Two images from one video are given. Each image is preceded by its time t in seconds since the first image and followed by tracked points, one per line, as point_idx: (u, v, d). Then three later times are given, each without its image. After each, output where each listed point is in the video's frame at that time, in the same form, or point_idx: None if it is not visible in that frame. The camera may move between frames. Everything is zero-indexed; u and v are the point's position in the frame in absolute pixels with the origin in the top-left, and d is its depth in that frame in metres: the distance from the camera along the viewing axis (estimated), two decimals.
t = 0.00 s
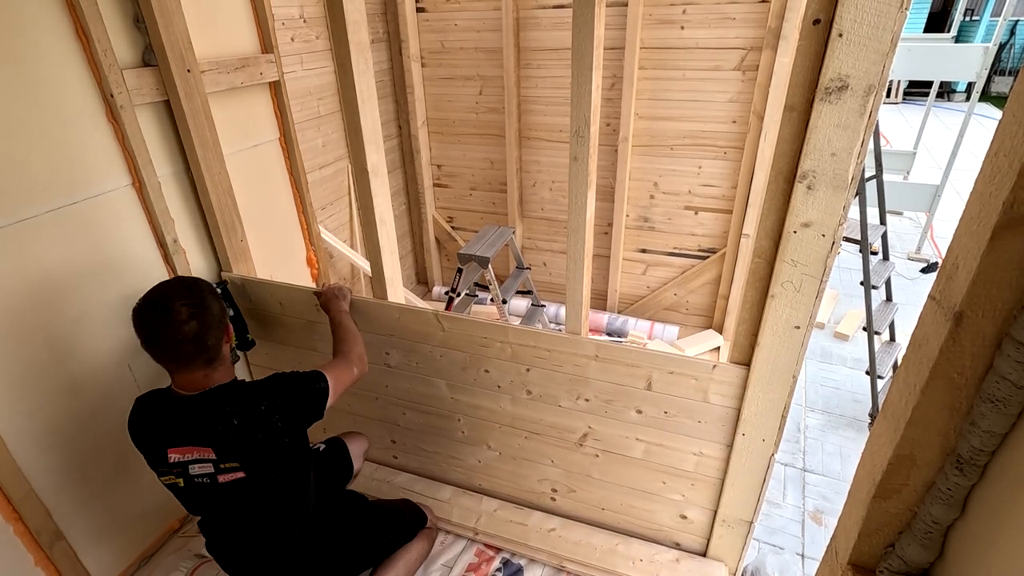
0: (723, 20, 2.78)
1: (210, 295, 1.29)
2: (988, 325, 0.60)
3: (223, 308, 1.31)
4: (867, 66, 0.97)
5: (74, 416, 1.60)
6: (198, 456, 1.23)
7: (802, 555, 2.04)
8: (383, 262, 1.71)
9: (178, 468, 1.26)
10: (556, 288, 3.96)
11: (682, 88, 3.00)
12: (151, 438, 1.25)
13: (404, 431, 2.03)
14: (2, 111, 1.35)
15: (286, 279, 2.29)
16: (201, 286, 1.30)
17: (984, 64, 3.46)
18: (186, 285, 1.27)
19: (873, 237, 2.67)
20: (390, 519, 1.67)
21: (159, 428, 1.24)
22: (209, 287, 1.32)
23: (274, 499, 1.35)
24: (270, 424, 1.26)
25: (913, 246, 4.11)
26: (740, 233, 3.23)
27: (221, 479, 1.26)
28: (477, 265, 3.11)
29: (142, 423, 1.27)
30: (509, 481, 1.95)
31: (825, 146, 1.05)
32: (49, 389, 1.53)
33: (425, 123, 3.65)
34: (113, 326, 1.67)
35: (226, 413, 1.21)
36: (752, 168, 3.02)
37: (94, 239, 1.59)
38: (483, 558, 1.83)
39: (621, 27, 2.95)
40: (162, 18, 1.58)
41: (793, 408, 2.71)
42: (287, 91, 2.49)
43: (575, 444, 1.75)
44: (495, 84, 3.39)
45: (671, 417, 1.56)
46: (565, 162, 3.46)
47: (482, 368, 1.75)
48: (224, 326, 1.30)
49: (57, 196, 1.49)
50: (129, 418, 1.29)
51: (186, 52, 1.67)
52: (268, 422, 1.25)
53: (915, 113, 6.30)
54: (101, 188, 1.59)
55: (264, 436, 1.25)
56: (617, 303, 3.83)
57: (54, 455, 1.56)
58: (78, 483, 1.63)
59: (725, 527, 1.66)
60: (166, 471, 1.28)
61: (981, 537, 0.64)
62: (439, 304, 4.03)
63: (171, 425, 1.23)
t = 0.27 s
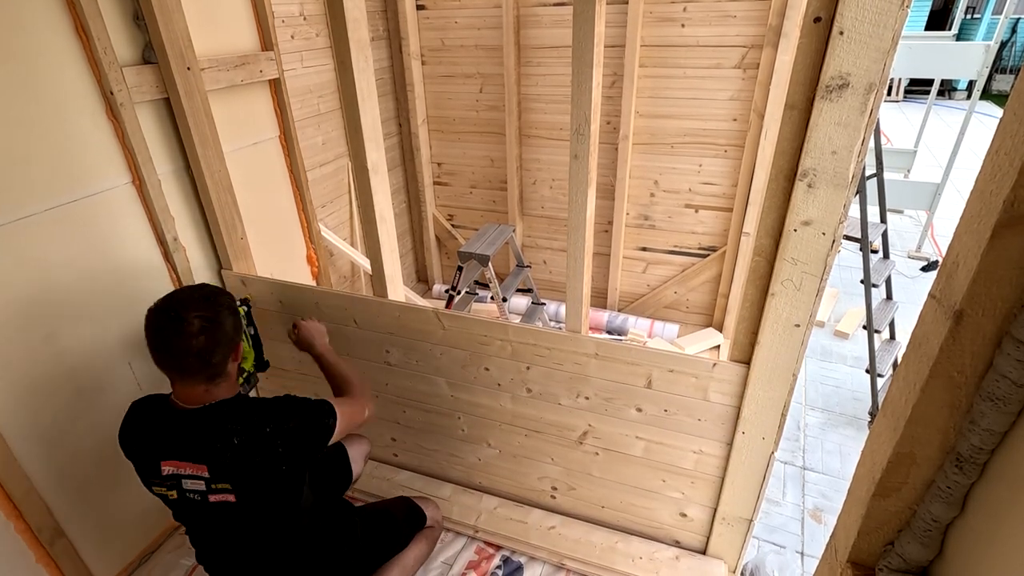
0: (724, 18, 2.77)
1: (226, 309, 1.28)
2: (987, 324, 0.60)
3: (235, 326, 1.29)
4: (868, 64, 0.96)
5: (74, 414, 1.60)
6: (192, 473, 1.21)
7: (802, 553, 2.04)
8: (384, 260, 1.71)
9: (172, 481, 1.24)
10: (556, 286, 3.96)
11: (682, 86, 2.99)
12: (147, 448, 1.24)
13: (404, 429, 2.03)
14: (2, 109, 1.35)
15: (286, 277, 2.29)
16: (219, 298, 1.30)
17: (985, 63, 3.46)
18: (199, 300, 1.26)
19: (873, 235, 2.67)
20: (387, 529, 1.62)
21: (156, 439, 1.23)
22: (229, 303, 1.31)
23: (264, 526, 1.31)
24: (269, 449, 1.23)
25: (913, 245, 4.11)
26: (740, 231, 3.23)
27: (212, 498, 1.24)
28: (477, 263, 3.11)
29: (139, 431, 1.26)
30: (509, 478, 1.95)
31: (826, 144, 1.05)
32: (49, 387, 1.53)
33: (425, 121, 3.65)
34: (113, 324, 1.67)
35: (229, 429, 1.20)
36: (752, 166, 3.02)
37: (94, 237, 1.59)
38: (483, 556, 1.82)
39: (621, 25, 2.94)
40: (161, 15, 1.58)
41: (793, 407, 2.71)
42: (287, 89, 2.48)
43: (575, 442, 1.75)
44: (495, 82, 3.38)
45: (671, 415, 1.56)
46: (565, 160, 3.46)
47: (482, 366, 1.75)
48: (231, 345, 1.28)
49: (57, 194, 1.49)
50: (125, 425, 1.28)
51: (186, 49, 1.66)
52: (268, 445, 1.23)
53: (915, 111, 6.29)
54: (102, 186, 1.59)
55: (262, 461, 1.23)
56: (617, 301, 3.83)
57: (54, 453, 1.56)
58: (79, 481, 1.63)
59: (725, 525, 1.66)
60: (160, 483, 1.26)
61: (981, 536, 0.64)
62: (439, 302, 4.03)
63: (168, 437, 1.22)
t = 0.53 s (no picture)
0: (723, 19, 2.78)
1: (304, 340, 1.25)
2: (988, 324, 0.60)
3: (305, 363, 1.25)
4: (867, 65, 0.97)
5: (74, 416, 1.60)
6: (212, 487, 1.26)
7: (802, 554, 2.04)
8: (384, 262, 1.71)
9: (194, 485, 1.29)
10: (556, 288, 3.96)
11: (681, 87, 2.99)
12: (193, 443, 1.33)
13: (404, 430, 2.03)
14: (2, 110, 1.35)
15: (286, 279, 2.29)
16: (312, 331, 1.27)
17: (984, 64, 3.46)
18: (295, 324, 1.27)
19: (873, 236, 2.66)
20: (349, 554, 1.56)
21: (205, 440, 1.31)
22: (319, 337, 1.27)
23: None
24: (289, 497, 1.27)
25: (913, 245, 4.11)
26: (740, 232, 3.23)
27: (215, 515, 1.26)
28: (477, 264, 3.11)
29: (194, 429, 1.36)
30: (509, 480, 1.95)
31: (826, 145, 1.05)
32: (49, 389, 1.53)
33: (425, 122, 3.65)
34: (113, 326, 1.67)
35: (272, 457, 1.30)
36: (752, 167, 3.02)
37: (94, 238, 1.59)
38: (483, 557, 1.82)
39: (621, 26, 2.94)
40: (161, 17, 1.58)
41: (793, 408, 2.71)
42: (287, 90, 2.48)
43: (575, 443, 1.75)
44: (495, 83, 3.38)
45: (671, 416, 1.56)
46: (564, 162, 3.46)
47: (482, 367, 1.75)
48: (293, 379, 1.25)
49: (57, 196, 1.49)
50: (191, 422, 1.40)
51: (186, 51, 1.66)
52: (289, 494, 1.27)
53: (915, 112, 6.30)
54: (102, 187, 1.59)
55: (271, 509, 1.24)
56: (617, 302, 3.83)
57: (53, 455, 1.56)
58: (79, 483, 1.63)
59: (725, 526, 1.66)
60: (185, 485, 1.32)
61: (981, 536, 0.64)
62: (439, 303, 4.03)
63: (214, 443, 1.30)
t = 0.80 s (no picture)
0: (723, 21, 2.78)
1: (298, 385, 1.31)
2: (987, 326, 0.60)
3: (304, 405, 1.32)
4: (866, 67, 0.97)
5: (74, 418, 1.60)
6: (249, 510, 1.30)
7: (802, 557, 2.04)
8: (383, 264, 1.71)
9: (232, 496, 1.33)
10: (556, 289, 3.96)
11: (681, 89, 3.00)
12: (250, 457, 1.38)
13: (404, 432, 2.03)
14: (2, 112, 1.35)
15: (286, 280, 2.29)
16: (303, 371, 1.33)
17: (983, 66, 3.47)
18: (282, 369, 1.32)
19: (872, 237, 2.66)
20: None
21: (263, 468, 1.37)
22: (312, 374, 1.33)
23: None
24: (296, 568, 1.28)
25: (913, 247, 4.11)
26: (740, 234, 3.23)
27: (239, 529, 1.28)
28: (477, 266, 3.11)
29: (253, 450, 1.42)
30: (509, 482, 1.94)
31: (825, 147, 1.05)
32: (48, 391, 1.53)
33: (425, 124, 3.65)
34: (113, 328, 1.67)
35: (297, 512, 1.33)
36: (752, 169, 3.02)
37: (94, 240, 1.59)
38: (483, 559, 1.94)
39: (620, 28, 2.95)
40: (161, 20, 1.58)
41: (793, 410, 2.71)
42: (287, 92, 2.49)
43: (575, 446, 1.75)
44: (495, 85, 3.39)
45: (671, 418, 1.56)
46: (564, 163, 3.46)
47: (482, 370, 1.74)
48: (298, 422, 1.33)
49: (57, 197, 1.49)
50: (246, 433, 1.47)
51: (186, 53, 1.66)
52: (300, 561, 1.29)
53: (915, 114, 6.31)
54: (102, 189, 1.60)
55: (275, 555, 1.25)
56: (617, 304, 3.83)
57: (53, 457, 1.56)
58: (78, 485, 1.63)
59: (725, 528, 1.66)
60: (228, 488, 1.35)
61: (981, 537, 0.64)
62: (439, 305, 4.03)
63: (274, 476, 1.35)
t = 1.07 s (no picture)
0: (722, 22, 2.79)
1: (337, 367, 1.07)
2: (987, 326, 0.60)
3: (343, 390, 1.08)
4: (865, 68, 0.97)
5: (74, 419, 1.60)
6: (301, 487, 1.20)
7: (802, 557, 2.04)
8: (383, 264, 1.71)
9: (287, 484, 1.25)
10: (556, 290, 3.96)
11: (680, 90, 3.00)
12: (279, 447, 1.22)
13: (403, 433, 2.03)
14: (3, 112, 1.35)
15: (286, 281, 2.29)
16: (342, 347, 1.10)
17: (982, 67, 3.47)
18: (314, 355, 1.09)
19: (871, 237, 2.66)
20: None
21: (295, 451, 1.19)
22: (350, 358, 1.08)
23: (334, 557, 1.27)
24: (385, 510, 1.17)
25: (912, 248, 4.12)
26: (740, 234, 3.23)
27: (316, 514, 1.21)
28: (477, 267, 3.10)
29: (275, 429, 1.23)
30: (509, 483, 1.94)
31: (824, 148, 1.05)
32: (49, 392, 1.53)
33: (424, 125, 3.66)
34: (113, 329, 1.67)
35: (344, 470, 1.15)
36: (751, 170, 3.02)
37: (94, 240, 1.59)
38: (483, 561, 1.82)
39: (620, 30, 2.95)
40: (161, 21, 1.59)
41: (794, 410, 2.71)
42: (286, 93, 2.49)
43: (575, 447, 1.75)
44: (495, 86, 3.39)
45: (671, 419, 1.56)
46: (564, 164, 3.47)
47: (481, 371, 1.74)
48: (342, 407, 1.10)
49: (57, 198, 1.49)
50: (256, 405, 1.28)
51: (186, 54, 1.66)
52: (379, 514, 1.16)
53: (913, 115, 6.32)
54: (102, 190, 1.60)
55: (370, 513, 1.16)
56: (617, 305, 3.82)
57: (53, 457, 1.56)
58: (78, 485, 1.63)
59: (726, 529, 1.66)
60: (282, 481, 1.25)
61: (981, 538, 0.64)
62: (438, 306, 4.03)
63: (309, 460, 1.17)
